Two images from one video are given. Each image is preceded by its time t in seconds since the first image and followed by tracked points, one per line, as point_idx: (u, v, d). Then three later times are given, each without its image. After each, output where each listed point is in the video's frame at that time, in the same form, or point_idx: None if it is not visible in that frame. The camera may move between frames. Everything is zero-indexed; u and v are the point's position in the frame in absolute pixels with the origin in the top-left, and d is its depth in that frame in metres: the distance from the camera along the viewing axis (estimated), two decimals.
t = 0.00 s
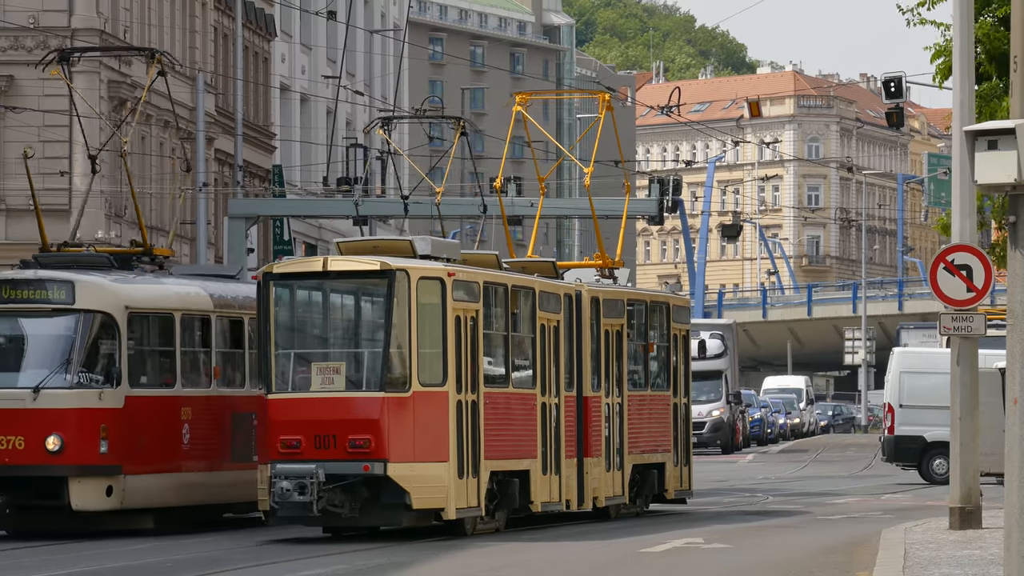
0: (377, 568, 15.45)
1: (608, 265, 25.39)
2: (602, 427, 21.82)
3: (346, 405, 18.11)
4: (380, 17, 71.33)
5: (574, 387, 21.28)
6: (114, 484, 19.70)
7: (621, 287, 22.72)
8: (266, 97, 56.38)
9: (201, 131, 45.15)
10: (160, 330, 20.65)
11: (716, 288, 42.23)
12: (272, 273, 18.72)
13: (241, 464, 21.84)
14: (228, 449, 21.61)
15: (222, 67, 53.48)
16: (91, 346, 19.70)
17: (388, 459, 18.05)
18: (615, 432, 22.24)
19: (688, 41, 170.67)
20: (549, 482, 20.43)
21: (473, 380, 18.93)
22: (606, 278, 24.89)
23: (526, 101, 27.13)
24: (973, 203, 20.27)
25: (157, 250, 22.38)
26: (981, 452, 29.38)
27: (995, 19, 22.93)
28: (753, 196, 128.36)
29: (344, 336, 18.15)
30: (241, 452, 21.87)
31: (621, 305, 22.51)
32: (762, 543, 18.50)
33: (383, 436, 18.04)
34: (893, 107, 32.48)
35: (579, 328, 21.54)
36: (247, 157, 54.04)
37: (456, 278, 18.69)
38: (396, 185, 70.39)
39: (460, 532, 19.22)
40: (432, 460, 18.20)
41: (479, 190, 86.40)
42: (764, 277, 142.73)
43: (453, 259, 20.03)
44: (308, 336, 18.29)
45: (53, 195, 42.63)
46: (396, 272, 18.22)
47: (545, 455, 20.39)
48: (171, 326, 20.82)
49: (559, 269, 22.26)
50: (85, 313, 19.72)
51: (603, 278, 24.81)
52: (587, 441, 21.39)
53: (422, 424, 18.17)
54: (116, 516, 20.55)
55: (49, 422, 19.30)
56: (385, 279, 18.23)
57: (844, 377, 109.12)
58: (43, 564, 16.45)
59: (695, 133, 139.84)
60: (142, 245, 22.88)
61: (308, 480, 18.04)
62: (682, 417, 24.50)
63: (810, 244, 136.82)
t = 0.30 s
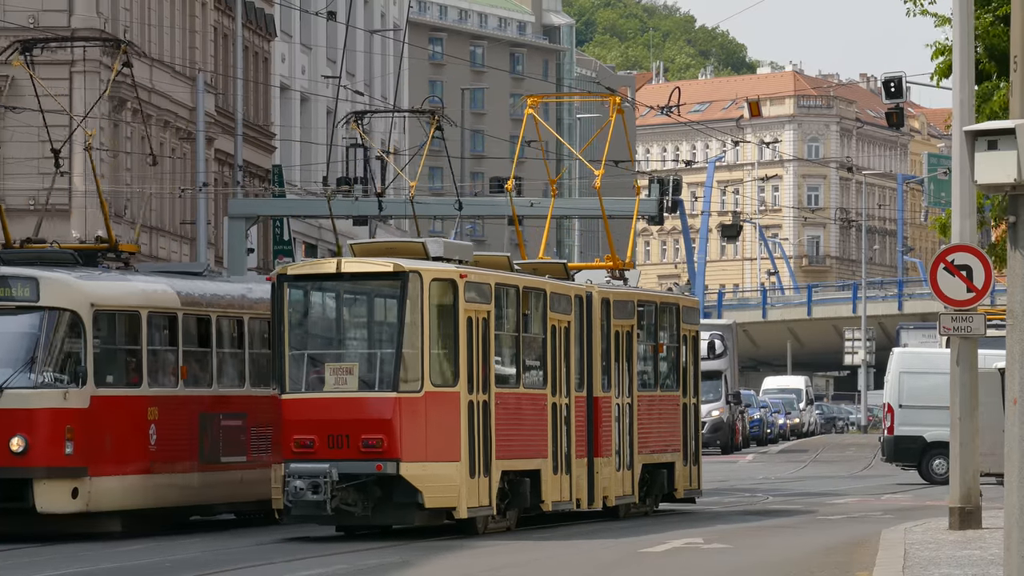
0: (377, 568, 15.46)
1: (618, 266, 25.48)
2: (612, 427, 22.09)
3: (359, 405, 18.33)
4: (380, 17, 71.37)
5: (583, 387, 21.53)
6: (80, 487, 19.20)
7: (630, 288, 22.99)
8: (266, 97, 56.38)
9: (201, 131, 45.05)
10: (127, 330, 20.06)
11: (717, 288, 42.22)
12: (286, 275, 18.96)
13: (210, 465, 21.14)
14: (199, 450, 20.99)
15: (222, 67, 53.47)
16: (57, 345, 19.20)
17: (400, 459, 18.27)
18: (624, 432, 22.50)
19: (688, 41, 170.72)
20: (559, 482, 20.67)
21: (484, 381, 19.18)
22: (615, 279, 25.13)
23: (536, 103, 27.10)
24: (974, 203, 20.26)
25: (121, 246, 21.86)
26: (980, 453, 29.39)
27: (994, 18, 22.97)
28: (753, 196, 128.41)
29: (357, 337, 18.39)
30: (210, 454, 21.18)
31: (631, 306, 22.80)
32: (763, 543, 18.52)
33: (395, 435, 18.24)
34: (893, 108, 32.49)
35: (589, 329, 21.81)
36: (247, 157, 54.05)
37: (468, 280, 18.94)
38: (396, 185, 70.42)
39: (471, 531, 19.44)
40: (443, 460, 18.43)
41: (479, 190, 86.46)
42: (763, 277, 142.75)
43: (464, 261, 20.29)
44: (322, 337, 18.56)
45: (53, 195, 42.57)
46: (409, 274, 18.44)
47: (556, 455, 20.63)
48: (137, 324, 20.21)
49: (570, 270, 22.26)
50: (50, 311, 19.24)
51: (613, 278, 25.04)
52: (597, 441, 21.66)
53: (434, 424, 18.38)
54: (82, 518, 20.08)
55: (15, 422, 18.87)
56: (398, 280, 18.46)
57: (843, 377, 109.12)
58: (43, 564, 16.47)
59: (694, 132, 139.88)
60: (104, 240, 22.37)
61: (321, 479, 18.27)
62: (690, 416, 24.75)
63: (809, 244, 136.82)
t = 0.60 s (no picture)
0: (379, 567, 15.48)
1: (629, 267, 25.58)
2: (622, 426, 22.43)
3: (372, 405, 18.75)
4: (380, 17, 71.38)
5: (595, 387, 21.86)
6: (44, 490, 18.72)
7: (641, 289, 23.34)
8: (266, 97, 56.37)
9: (201, 131, 44.95)
10: (92, 328, 19.61)
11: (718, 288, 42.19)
12: (300, 277, 19.36)
13: (177, 467, 20.74)
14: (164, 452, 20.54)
15: (222, 68, 53.50)
16: (18, 344, 18.81)
17: (412, 459, 18.66)
18: (634, 431, 22.88)
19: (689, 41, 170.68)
20: (570, 481, 21.01)
21: (495, 382, 19.55)
22: (626, 278, 25.40)
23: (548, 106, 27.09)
24: (974, 203, 20.27)
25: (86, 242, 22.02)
26: (980, 453, 29.42)
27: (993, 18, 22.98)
28: (753, 197, 128.42)
29: (371, 338, 18.83)
30: (177, 455, 20.76)
31: (642, 308, 23.15)
32: (763, 543, 18.52)
33: (407, 435, 18.65)
34: (894, 107, 32.46)
35: (601, 330, 22.15)
36: (247, 157, 54.03)
37: (480, 282, 19.32)
38: (396, 185, 70.38)
39: (483, 529, 19.79)
40: (455, 460, 18.82)
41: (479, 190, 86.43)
42: (763, 277, 142.72)
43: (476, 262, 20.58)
44: (335, 337, 18.99)
45: (53, 196, 42.50)
46: (421, 276, 18.88)
47: (566, 453, 20.98)
48: (103, 321, 19.77)
49: (580, 272, 22.64)
50: (12, 310, 18.85)
51: (624, 278, 25.31)
52: (608, 441, 21.98)
53: (444, 423, 18.75)
54: (45, 523, 19.53)
55: None
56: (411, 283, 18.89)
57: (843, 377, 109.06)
58: (46, 564, 16.50)
59: (695, 133, 139.79)
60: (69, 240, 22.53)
61: (334, 478, 18.68)
62: (700, 416, 25.10)
63: (809, 244, 136.79)
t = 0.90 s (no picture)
0: (378, 568, 15.46)
1: (637, 269, 25.61)
2: (631, 426, 22.62)
3: (383, 405, 19.02)
4: (380, 17, 71.37)
5: (604, 387, 22.08)
6: (6, 492, 18.59)
7: (650, 290, 23.46)
8: (266, 98, 56.40)
9: (201, 131, 44.96)
10: (56, 327, 19.47)
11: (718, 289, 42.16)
12: (313, 277, 19.65)
13: (143, 468, 20.57)
14: (131, 454, 20.39)
15: (221, 68, 53.49)
16: None
17: (423, 458, 18.89)
18: (643, 431, 23.04)
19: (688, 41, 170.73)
20: (579, 480, 21.24)
21: (506, 381, 19.78)
22: (635, 279, 25.50)
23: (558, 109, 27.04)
24: (973, 203, 20.26)
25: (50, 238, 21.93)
26: (980, 453, 29.40)
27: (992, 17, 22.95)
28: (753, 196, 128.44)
29: (383, 339, 19.11)
30: (143, 457, 20.59)
31: (651, 308, 23.30)
32: (763, 543, 18.50)
33: (419, 434, 18.89)
34: (893, 107, 32.43)
35: (610, 330, 22.36)
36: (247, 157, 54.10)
37: (490, 283, 19.56)
38: (397, 184, 70.39)
39: (493, 528, 20.01)
40: (465, 459, 19.04)
41: (478, 191, 86.39)
42: (763, 277, 142.74)
43: (487, 264, 20.73)
44: (348, 339, 19.27)
45: (52, 194, 42.35)
46: (433, 277, 19.17)
47: (576, 453, 21.21)
48: (67, 320, 19.62)
49: (590, 272, 22.86)
50: None
51: (634, 278, 25.41)
52: (616, 440, 22.20)
53: (453, 421, 18.98)
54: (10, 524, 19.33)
55: None
56: (422, 283, 19.18)
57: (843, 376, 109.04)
58: (44, 565, 16.49)
59: (695, 133, 139.84)
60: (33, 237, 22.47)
61: (346, 477, 18.93)
62: (708, 415, 25.23)
63: (809, 244, 136.78)
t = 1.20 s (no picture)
0: (376, 568, 15.45)
1: (647, 270, 25.63)
2: (641, 425, 22.64)
3: (394, 404, 19.08)
4: (380, 17, 71.42)
5: (613, 387, 22.09)
6: None
7: (660, 290, 23.48)
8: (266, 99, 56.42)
9: (201, 131, 44.88)
10: (19, 323, 18.36)
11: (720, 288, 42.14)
12: (325, 278, 19.70)
13: (109, 470, 19.49)
14: (95, 455, 19.27)
15: (221, 68, 53.47)
16: None
17: (435, 457, 18.94)
18: (653, 430, 23.08)
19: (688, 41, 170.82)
20: (589, 480, 21.28)
21: (516, 381, 19.85)
22: (645, 280, 25.52)
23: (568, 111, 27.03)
24: (974, 203, 20.24)
25: (11, 233, 21.12)
26: (980, 453, 29.40)
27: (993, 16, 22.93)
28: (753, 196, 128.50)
29: (396, 340, 19.18)
30: (109, 459, 19.51)
31: (660, 308, 23.33)
32: (763, 544, 18.47)
33: (430, 434, 18.95)
34: (894, 107, 32.44)
35: (619, 331, 22.38)
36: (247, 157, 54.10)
37: (501, 283, 19.65)
38: (397, 184, 70.49)
39: (503, 527, 20.06)
40: (476, 458, 19.13)
41: (478, 190, 86.46)
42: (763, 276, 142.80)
43: (497, 265, 20.85)
44: (360, 339, 19.31)
45: (53, 194, 42.30)
46: (444, 278, 19.28)
47: (586, 453, 21.25)
48: (31, 318, 18.50)
49: (600, 274, 22.95)
50: None
51: (643, 279, 25.43)
52: (626, 440, 22.23)
53: (463, 421, 19.10)
54: None
55: None
56: (433, 284, 19.28)
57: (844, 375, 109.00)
58: (42, 565, 16.46)
59: (695, 133, 139.92)
60: None
61: (359, 476, 18.92)
62: (717, 416, 25.26)
63: (810, 243, 136.83)
